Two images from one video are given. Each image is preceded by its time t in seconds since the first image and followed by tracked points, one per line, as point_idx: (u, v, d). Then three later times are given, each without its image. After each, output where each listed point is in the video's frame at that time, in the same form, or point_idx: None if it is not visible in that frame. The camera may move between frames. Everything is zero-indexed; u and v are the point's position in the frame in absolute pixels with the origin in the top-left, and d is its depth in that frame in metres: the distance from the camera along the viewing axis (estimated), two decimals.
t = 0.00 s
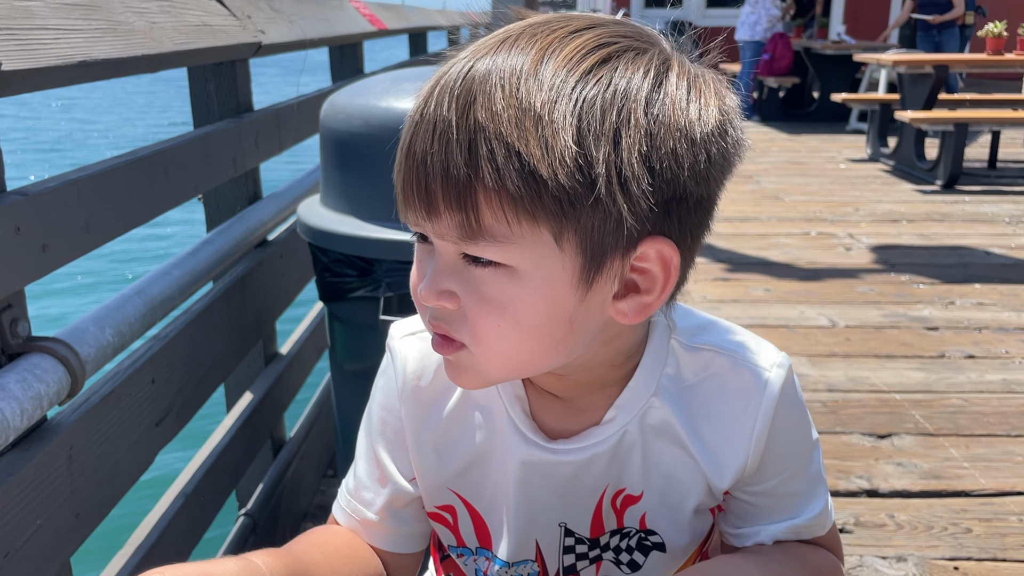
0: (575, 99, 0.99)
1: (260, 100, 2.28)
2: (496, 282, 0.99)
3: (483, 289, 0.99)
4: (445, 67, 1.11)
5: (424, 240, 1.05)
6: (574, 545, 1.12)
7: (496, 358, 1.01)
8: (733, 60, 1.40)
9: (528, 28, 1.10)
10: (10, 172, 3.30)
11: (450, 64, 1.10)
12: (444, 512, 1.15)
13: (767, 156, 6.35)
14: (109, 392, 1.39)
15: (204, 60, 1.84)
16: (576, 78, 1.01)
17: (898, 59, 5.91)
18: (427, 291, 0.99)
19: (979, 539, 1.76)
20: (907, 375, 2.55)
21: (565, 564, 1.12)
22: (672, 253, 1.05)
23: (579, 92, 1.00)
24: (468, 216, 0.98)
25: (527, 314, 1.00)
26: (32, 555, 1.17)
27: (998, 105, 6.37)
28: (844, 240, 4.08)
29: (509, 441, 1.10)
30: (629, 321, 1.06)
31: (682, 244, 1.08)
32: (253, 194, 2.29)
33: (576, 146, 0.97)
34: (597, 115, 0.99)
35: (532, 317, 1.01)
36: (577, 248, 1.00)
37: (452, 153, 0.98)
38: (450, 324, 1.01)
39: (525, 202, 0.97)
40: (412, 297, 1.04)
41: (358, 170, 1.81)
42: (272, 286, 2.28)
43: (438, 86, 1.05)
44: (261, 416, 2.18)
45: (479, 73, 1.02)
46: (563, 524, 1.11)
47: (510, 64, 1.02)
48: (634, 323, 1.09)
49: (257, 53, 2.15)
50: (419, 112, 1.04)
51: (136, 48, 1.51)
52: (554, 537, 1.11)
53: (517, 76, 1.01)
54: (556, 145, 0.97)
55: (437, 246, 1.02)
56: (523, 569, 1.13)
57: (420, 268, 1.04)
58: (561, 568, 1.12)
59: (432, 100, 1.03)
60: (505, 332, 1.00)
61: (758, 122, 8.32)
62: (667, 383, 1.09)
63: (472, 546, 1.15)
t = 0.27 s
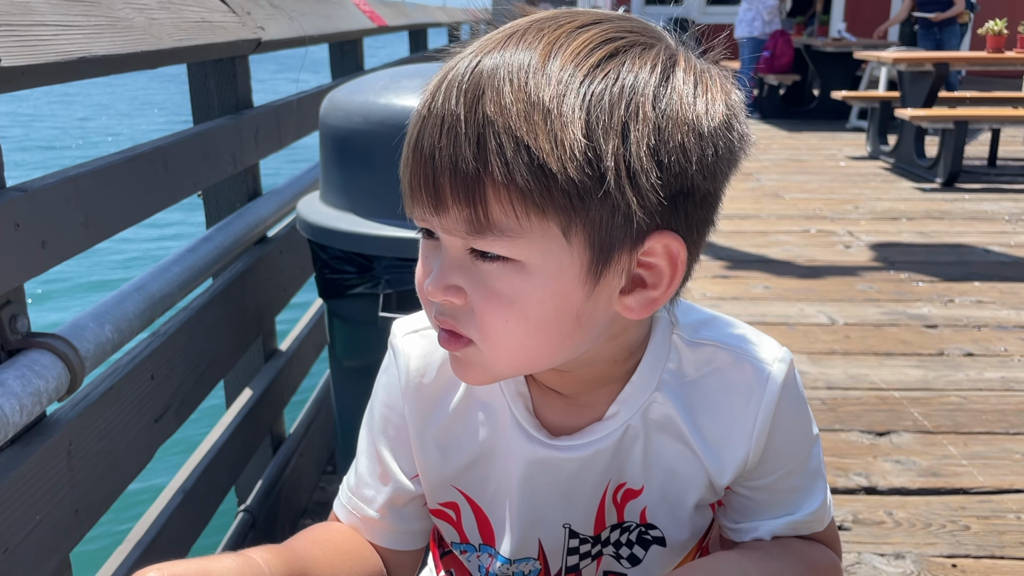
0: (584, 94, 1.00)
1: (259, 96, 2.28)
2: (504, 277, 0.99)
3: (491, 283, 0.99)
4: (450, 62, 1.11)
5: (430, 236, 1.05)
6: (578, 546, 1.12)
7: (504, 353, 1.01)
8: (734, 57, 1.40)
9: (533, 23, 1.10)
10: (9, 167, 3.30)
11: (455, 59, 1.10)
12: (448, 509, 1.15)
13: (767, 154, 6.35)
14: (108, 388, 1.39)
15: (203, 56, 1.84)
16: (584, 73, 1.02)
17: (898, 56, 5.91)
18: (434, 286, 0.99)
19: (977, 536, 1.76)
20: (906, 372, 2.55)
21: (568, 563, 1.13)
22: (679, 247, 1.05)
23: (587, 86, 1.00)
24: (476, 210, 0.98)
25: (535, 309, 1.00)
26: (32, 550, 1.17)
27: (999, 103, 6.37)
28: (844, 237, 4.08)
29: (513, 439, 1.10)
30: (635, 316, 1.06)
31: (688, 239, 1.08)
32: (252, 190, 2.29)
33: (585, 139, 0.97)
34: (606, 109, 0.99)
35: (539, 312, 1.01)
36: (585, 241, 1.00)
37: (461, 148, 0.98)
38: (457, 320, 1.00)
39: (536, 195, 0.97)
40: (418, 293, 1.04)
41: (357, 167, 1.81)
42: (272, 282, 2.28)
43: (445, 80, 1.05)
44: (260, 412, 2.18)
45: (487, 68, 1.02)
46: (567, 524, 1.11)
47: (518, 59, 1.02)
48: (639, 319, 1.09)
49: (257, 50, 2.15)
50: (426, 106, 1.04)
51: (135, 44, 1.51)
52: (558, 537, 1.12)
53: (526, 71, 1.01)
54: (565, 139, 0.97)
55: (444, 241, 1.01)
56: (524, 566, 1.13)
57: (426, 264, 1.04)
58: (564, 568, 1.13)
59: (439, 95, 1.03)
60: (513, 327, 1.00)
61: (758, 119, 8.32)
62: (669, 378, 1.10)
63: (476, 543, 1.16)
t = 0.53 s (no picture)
0: (589, 85, 1.00)
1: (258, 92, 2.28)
2: (504, 267, 0.99)
3: (491, 273, 0.99)
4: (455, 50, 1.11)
5: (429, 225, 1.05)
6: (576, 540, 1.12)
7: (502, 344, 1.01)
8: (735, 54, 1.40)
9: (540, 14, 1.10)
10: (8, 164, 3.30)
11: (460, 46, 1.10)
12: (445, 505, 1.14)
13: (766, 151, 6.35)
14: (106, 384, 1.39)
15: (202, 52, 1.84)
16: (590, 65, 1.02)
17: (898, 54, 5.90)
18: (433, 275, 0.99)
19: (974, 534, 1.77)
20: (905, 370, 2.56)
21: (566, 558, 1.12)
22: (679, 241, 1.05)
23: (592, 78, 1.00)
24: (478, 199, 0.98)
25: (534, 300, 1.00)
26: (29, 546, 1.17)
27: (998, 101, 6.37)
28: (843, 235, 4.08)
29: (510, 434, 1.10)
30: (634, 310, 1.06)
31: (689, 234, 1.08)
32: (252, 187, 2.29)
33: (589, 130, 0.97)
34: (611, 101, 0.99)
35: (538, 302, 1.00)
36: (587, 233, 1.00)
37: (465, 135, 0.98)
38: (455, 309, 1.00)
39: (539, 185, 0.97)
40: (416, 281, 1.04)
41: (357, 163, 1.81)
42: (270, 278, 2.28)
43: (449, 67, 1.05)
44: (259, 408, 2.18)
45: (493, 56, 1.02)
46: (564, 519, 1.11)
47: (524, 49, 1.02)
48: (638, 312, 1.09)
49: (256, 46, 2.15)
50: (430, 93, 1.04)
51: (134, 39, 1.51)
52: (555, 532, 1.11)
53: (532, 61, 1.01)
54: (570, 129, 0.97)
55: (443, 229, 1.01)
56: (522, 561, 1.12)
57: (426, 252, 1.03)
58: (561, 563, 1.12)
59: (443, 82, 1.03)
60: (512, 317, 1.00)
61: (758, 117, 8.31)
62: (667, 372, 1.10)
63: (474, 539, 1.15)
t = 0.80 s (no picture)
0: (594, 68, 1.00)
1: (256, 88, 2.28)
2: (506, 249, 0.98)
3: (492, 256, 0.98)
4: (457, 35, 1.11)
5: (429, 210, 1.04)
6: (574, 530, 1.12)
7: (503, 328, 1.00)
8: (734, 51, 1.40)
9: None
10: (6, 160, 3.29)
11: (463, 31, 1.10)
12: (445, 497, 1.14)
13: (765, 149, 6.34)
14: (103, 379, 1.39)
15: (201, 48, 1.83)
16: (594, 49, 1.02)
17: (898, 53, 5.90)
18: (434, 258, 0.98)
19: (972, 532, 1.77)
20: (903, 369, 2.55)
21: (564, 549, 1.13)
22: (681, 226, 1.05)
23: (596, 62, 1.01)
24: (481, 180, 0.98)
25: (537, 285, 1.00)
26: (27, 542, 1.17)
27: (998, 100, 6.37)
28: (841, 233, 4.08)
29: (509, 426, 1.10)
30: (635, 296, 1.06)
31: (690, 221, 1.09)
32: (249, 183, 2.29)
33: (594, 112, 0.98)
34: (615, 85, 1.00)
35: (540, 287, 1.00)
36: (590, 217, 1.00)
37: (469, 115, 0.98)
38: (456, 293, 1.00)
39: (543, 166, 0.97)
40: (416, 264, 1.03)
41: (356, 159, 1.80)
42: (269, 275, 2.27)
43: (453, 50, 1.05)
44: (257, 405, 2.18)
45: (497, 39, 1.02)
46: (563, 511, 1.11)
47: (529, 32, 1.02)
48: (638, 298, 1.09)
49: (254, 42, 2.14)
50: (434, 75, 1.03)
51: (133, 35, 1.51)
52: (554, 523, 1.11)
53: (537, 44, 1.01)
54: (575, 111, 0.97)
55: (445, 212, 1.00)
56: (521, 553, 1.13)
57: (426, 236, 1.03)
58: (560, 554, 1.13)
59: (447, 64, 1.03)
60: (514, 300, 0.99)
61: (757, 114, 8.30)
62: (666, 362, 1.10)
63: (475, 531, 1.15)
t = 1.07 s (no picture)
0: (610, 15, 1.02)
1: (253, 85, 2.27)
2: (521, 195, 0.99)
3: (507, 203, 0.99)
4: None
5: (436, 164, 1.04)
6: (570, 504, 1.11)
7: (513, 276, 1.00)
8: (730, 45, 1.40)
9: None
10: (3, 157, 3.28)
11: None
12: (445, 477, 1.13)
13: (763, 148, 6.34)
14: (98, 376, 1.39)
15: (197, 45, 1.83)
16: None
17: (896, 52, 5.90)
18: (447, 204, 0.98)
19: (968, 531, 1.77)
20: (900, 368, 2.55)
21: (560, 525, 1.11)
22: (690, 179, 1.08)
23: (612, 11, 1.03)
24: (498, 123, 0.98)
25: (550, 233, 1.00)
26: (20, 539, 1.16)
27: (995, 99, 6.37)
28: (839, 232, 4.08)
29: (506, 400, 1.09)
30: (644, 251, 1.08)
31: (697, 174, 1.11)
32: (246, 180, 2.28)
33: (613, 55, 1.00)
34: (631, 31, 1.02)
35: (553, 235, 1.00)
36: (605, 162, 1.02)
37: (486, 57, 0.98)
38: (466, 243, 0.99)
39: (563, 108, 0.98)
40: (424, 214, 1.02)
41: (352, 156, 1.80)
42: (265, 272, 2.27)
43: None
44: (253, 403, 2.18)
45: None
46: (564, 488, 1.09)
47: None
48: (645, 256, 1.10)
49: (251, 39, 2.14)
50: (447, 22, 1.04)
51: (129, 31, 1.50)
52: (554, 500, 1.10)
53: None
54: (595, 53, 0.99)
55: (457, 159, 1.00)
56: (520, 534, 1.11)
57: (435, 187, 1.02)
58: (556, 530, 1.12)
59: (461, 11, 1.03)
60: (527, 246, 0.99)
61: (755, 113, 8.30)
62: (666, 332, 1.10)
63: (477, 512, 1.13)
